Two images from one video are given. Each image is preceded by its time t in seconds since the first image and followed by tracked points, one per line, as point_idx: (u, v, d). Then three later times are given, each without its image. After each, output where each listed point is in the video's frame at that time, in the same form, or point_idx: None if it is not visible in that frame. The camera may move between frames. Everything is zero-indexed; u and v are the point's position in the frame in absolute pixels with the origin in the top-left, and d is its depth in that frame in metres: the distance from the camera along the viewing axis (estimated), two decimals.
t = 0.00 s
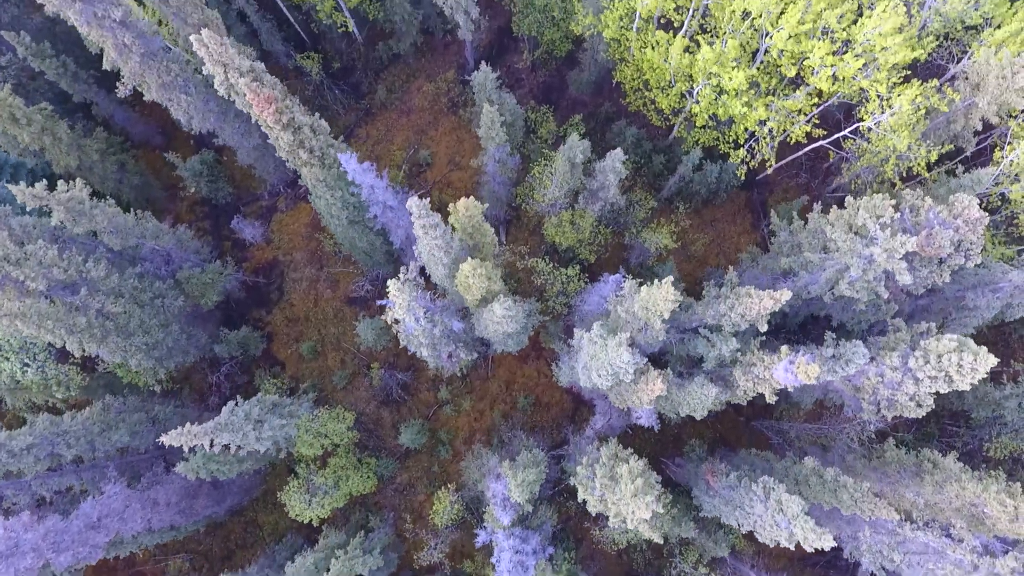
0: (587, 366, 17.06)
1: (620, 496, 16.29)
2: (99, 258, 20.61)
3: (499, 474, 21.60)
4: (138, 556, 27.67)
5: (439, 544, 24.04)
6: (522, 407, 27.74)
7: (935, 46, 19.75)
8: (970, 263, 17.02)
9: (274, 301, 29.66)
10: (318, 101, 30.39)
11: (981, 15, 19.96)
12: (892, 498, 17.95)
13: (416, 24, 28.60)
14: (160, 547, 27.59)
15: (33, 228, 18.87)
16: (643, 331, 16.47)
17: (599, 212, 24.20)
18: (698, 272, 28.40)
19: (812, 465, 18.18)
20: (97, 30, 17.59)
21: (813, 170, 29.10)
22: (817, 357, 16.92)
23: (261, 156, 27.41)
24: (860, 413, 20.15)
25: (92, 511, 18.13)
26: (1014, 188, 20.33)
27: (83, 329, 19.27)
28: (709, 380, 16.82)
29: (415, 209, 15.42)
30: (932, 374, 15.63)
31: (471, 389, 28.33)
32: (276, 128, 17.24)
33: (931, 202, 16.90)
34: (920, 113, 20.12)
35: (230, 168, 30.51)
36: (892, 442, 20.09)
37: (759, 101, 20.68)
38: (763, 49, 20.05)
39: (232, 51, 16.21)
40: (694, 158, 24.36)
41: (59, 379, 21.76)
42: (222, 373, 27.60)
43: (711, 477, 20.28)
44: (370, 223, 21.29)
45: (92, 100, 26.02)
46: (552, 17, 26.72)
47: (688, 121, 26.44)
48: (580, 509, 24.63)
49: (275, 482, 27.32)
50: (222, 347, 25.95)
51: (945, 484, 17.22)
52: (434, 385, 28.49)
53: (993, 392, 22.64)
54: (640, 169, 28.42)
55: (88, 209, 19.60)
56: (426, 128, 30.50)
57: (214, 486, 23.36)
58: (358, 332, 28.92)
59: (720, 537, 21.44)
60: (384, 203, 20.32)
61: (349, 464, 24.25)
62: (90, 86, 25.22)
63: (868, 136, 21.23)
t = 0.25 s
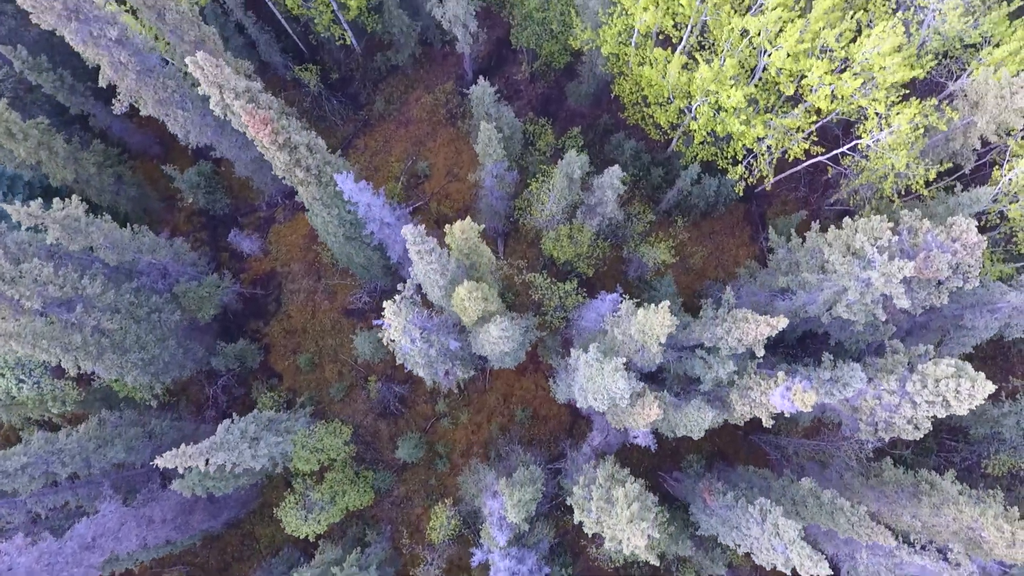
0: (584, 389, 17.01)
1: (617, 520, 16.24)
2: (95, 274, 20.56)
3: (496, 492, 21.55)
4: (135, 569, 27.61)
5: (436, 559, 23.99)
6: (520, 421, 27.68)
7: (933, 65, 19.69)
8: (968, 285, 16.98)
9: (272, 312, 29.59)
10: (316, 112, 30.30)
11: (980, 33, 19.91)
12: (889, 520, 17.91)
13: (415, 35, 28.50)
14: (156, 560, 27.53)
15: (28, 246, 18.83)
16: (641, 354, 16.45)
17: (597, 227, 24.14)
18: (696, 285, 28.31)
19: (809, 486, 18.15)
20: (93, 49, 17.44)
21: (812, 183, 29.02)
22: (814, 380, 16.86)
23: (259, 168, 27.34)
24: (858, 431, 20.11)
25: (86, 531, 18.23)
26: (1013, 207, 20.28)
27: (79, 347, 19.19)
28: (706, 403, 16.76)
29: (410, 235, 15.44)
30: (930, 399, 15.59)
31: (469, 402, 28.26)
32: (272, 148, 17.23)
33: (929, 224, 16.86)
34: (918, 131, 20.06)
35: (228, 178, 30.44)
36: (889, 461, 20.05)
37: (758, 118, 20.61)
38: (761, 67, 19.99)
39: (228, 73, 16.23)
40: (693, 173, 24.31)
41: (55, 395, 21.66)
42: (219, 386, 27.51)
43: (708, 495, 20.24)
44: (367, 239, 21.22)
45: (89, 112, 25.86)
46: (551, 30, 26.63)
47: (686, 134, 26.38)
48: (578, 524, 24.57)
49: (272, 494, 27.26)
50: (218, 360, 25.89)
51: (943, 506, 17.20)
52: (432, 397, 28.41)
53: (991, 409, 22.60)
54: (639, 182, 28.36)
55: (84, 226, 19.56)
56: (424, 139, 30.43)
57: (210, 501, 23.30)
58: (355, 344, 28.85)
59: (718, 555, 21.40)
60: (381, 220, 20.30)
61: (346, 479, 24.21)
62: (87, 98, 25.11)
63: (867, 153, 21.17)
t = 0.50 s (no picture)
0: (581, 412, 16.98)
1: (613, 544, 16.19)
2: (91, 291, 20.52)
3: (492, 510, 21.53)
4: None
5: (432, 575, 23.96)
6: (518, 434, 27.62)
7: (932, 84, 19.64)
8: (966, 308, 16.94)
9: (269, 323, 29.52)
10: (314, 122, 30.20)
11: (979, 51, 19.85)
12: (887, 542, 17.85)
13: (413, 47, 28.42)
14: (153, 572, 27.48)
15: (23, 264, 18.80)
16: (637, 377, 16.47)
17: (595, 242, 24.08)
18: (694, 298, 28.25)
19: (807, 507, 18.09)
20: (89, 68, 17.36)
21: (811, 195, 28.92)
22: (811, 403, 16.81)
23: (256, 180, 27.28)
24: (856, 451, 20.05)
25: (79, 551, 18.60)
26: (1011, 225, 20.22)
27: (74, 366, 19.14)
28: (703, 426, 16.74)
29: (405, 264, 15.67)
30: (928, 424, 15.54)
31: (466, 415, 28.18)
32: (268, 168, 17.18)
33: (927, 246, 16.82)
34: (917, 150, 20.01)
35: (226, 189, 30.39)
36: (887, 480, 20.00)
37: (755, 136, 20.57)
38: (759, 85, 19.94)
39: (224, 94, 16.22)
40: (691, 188, 24.26)
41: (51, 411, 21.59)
42: (217, 399, 27.46)
43: (706, 514, 20.18)
44: (364, 256, 21.17)
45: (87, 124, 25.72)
46: (550, 43, 26.56)
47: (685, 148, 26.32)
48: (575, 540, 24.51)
49: (269, 507, 27.21)
50: (215, 374, 25.85)
51: (940, 529, 17.15)
52: (429, 410, 28.35)
53: (989, 426, 22.54)
54: (637, 194, 28.29)
55: (80, 243, 19.52)
56: (422, 150, 30.37)
57: (206, 516, 23.27)
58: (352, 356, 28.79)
59: (715, 572, 21.35)
60: (378, 238, 20.31)
61: (342, 494, 24.37)
62: (84, 111, 25.04)
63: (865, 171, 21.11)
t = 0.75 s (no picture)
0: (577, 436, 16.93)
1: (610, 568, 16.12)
2: (87, 307, 20.48)
3: (489, 528, 21.49)
4: None
5: None
6: (515, 447, 27.55)
7: (931, 102, 19.60)
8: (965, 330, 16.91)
9: (266, 335, 29.47)
10: (312, 133, 30.13)
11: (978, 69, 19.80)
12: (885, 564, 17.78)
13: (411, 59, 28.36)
14: None
15: (18, 282, 18.76)
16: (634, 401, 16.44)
17: (593, 256, 24.02)
18: (692, 311, 28.19)
19: (805, 529, 18.02)
20: (85, 87, 17.31)
21: (810, 207, 28.84)
22: (808, 426, 16.76)
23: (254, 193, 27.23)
24: (854, 470, 19.98)
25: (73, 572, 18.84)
26: (1010, 243, 20.17)
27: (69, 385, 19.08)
28: (699, 449, 16.70)
29: (400, 291, 15.70)
30: (925, 449, 15.48)
31: (464, 427, 28.11)
32: (263, 189, 17.13)
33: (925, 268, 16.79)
34: (915, 168, 19.97)
35: (224, 200, 30.34)
36: (885, 499, 19.93)
37: (753, 154, 20.52)
38: (757, 103, 19.90)
39: (219, 115, 16.18)
40: (689, 203, 24.22)
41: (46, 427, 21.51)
42: (213, 411, 27.42)
43: (703, 533, 20.11)
44: (361, 272, 21.11)
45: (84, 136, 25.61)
46: (548, 56, 26.50)
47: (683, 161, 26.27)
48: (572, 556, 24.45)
49: (266, 520, 27.14)
50: (212, 387, 25.80)
51: (938, 552, 17.09)
52: (427, 423, 28.28)
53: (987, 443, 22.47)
54: (636, 207, 28.24)
55: (75, 261, 19.48)
56: (421, 161, 30.29)
57: (202, 531, 23.24)
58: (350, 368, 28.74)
59: None
60: (374, 255, 20.21)
61: (338, 509, 24.31)
62: (81, 124, 24.99)
63: (863, 188, 21.08)
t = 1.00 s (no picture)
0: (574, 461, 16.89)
1: None
2: (82, 324, 20.45)
3: (486, 546, 21.50)
4: None
5: None
6: (513, 460, 27.48)
7: (929, 120, 19.54)
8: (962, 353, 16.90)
9: (264, 346, 29.42)
10: (310, 144, 30.08)
11: (977, 88, 19.74)
12: None
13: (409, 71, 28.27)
14: None
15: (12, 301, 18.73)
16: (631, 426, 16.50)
17: (590, 271, 23.95)
18: (690, 325, 28.14)
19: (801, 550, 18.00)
20: (80, 107, 17.26)
21: (809, 219, 28.75)
22: (805, 450, 16.76)
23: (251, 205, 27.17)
24: (851, 489, 19.93)
25: None
26: (1008, 262, 20.12)
27: (64, 404, 19.04)
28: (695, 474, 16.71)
29: (394, 319, 15.68)
30: (923, 474, 15.45)
31: (461, 440, 28.03)
32: (259, 211, 17.09)
33: (923, 291, 16.77)
34: (914, 186, 19.92)
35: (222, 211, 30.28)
36: (882, 519, 19.88)
37: (751, 172, 20.47)
38: (755, 121, 19.85)
39: (214, 137, 16.14)
40: (687, 218, 24.18)
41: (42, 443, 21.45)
42: (211, 424, 27.39)
43: (700, 553, 20.07)
44: (358, 289, 21.07)
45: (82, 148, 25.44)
46: (546, 69, 26.43)
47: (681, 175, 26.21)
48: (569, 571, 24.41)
49: (262, 533, 27.10)
50: (208, 401, 25.77)
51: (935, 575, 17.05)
52: (424, 435, 28.21)
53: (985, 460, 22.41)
54: (634, 220, 28.19)
55: (70, 279, 19.45)
56: (419, 173, 30.22)
57: (198, 546, 23.25)
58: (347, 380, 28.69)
59: None
60: (371, 272, 20.14)
61: (335, 523, 24.28)
62: (78, 137, 24.93)
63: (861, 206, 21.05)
